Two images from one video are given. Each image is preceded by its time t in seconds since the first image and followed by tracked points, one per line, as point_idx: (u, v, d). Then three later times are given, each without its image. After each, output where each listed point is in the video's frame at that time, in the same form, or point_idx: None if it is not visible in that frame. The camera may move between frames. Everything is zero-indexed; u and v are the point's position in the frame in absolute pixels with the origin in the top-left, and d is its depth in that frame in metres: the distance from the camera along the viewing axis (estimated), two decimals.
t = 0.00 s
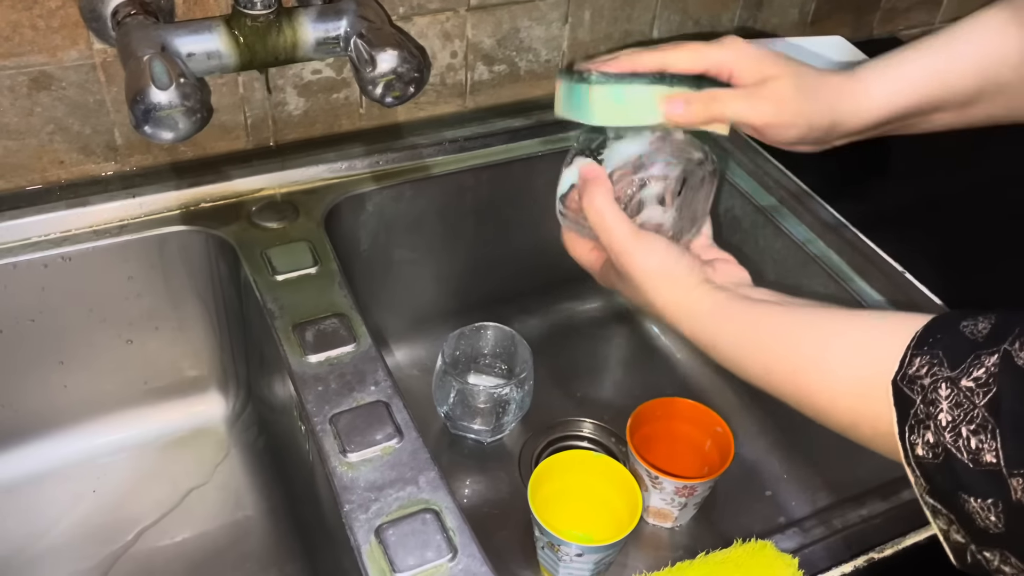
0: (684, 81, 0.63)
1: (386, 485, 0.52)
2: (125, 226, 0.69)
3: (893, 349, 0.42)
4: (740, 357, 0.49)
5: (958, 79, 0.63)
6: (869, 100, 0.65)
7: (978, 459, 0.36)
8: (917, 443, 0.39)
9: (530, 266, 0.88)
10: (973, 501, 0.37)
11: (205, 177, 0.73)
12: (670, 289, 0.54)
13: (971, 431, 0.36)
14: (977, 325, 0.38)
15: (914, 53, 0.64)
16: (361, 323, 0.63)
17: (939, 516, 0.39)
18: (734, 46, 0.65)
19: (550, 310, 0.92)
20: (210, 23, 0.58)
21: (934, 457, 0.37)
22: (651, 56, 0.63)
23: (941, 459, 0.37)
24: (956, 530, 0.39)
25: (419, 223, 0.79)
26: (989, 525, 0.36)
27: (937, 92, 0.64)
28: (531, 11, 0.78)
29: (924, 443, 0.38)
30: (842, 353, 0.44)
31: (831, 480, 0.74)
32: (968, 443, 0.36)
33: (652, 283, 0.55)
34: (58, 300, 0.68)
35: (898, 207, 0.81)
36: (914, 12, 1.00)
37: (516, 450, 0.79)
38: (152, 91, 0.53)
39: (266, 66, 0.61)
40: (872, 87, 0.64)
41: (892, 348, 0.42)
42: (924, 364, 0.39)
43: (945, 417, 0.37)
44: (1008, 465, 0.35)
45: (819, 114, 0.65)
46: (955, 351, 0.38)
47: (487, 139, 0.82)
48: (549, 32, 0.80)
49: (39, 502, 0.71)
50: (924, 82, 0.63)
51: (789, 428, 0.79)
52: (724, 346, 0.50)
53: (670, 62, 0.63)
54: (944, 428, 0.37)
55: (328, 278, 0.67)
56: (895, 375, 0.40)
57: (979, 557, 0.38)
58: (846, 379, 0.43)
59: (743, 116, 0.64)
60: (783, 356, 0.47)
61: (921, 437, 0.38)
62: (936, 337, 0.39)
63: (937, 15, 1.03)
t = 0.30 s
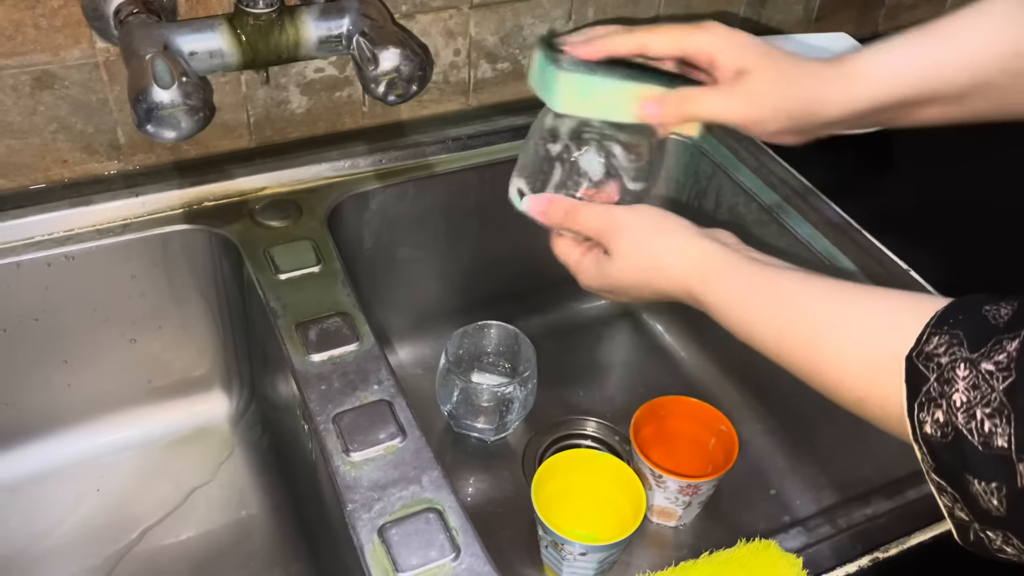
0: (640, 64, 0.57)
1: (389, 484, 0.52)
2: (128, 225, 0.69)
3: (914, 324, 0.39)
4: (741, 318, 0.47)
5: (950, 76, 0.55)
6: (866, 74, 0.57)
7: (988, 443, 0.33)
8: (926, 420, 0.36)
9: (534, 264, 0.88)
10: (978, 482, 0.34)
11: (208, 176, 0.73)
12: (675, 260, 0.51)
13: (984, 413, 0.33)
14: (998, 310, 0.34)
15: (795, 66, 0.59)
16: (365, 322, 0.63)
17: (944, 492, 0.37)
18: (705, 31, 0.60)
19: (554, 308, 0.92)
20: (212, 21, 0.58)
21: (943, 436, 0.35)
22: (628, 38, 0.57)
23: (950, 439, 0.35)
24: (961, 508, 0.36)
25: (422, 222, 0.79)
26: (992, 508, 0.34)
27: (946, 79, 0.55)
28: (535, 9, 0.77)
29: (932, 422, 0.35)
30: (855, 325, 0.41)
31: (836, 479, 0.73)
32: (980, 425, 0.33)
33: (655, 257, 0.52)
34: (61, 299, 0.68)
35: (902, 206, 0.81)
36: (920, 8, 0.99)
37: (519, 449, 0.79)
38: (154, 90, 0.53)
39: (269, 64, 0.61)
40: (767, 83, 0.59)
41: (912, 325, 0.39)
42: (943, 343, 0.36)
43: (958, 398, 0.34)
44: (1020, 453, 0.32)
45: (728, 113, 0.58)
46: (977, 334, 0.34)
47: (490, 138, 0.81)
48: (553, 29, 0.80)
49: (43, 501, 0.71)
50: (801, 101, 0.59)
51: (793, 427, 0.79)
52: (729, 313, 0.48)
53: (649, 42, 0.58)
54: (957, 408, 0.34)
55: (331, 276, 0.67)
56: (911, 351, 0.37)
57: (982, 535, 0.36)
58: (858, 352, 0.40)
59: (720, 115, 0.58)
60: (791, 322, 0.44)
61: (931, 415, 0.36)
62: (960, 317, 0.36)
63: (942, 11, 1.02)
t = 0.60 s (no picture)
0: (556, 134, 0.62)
1: (389, 487, 0.52)
2: (127, 226, 0.68)
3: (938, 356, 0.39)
4: (760, 345, 0.47)
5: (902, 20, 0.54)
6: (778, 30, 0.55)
7: None
8: (956, 457, 0.35)
9: (535, 263, 0.88)
10: (1014, 523, 0.33)
11: (208, 176, 0.73)
12: (704, 261, 0.52)
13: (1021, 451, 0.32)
14: None
15: (680, 20, 0.57)
16: (364, 323, 0.63)
17: (977, 533, 0.35)
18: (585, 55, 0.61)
19: (555, 308, 0.91)
20: (210, 21, 0.58)
21: (976, 473, 0.34)
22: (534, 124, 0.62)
23: (984, 476, 0.34)
24: (995, 549, 0.34)
25: (423, 221, 0.79)
26: None
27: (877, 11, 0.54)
28: (536, 7, 0.77)
29: (963, 457, 0.35)
30: (880, 358, 0.41)
31: (839, 480, 0.73)
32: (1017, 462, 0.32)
33: (684, 254, 0.53)
34: (60, 300, 0.67)
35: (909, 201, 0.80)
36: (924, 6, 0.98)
37: (521, 450, 0.79)
38: (151, 90, 0.52)
39: (267, 64, 0.61)
40: (667, 76, 0.57)
41: (934, 358, 0.39)
42: (975, 376, 0.35)
43: (992, 433, 0.33)
44: None
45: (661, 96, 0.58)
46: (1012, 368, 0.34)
47: (491, 137, 0.81)
48: (554, 28, 0.79)
49: (43, 503, 0.70)
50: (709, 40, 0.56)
51: (796, 428, 0.78)
52: (750, 337, 0.48)
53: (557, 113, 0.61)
54: (991, 444, 0.33)
55: (331, 277, 0.67)
56: (939, 384, 0.37)
57: None
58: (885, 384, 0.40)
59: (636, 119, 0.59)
60: (815, 354, 0.44)
61: (962, 451, 0.35)
62: (991, 349, 0.35)
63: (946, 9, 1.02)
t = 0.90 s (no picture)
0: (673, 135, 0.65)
1: (388, 491, 0.52)
2: (125, 228, 0.68)
3: (938, 398, 0.39)
4: (764, 381, 0.46)
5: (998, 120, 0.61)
6: (874, 145, 0.63)
7: None
8: (963, 508, 0.36)
9: (536, 264, 0.87)
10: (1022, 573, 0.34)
11: (205, 177, 0.72)
12: (696, 303, 0.49)
13: None
14: None
15: (808, 114, 0.63)
16: (363, 325, 0.63)
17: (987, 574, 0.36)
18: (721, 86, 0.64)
19: (556, 309, 0.91)
20: (208, 22, 0.57)
21: (985, 527, 0.35)
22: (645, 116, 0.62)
23: (993, 530, 0.34)
24: None
25: (422, 222, 0.79)
26: None
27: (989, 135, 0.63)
28: (535, 7, 0.76)
29: (971, 510, 0.35)
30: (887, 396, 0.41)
31: (840, 482, 0.73)
32: None
33: (668, 304, 0.50)
34: (58, 303, 0.67)
35: (909, 205, 0.81)
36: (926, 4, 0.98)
37: (521, 451, 0.78)
38: (148, 93, 0.52)
39: (265, 65, 0.60)
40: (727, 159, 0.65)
41: (935, 399, 0.39)
42: (974, 425, 0.35)
43: (997, 488, 0.34)
44: None
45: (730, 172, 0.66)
46: (1011, 416, 0.34)
47: (491, 137, 0.81)
48: (554, 27, 0.79)
49: (41, 505, 0.70)
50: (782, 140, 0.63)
51: (797, 429, 0.78)
52: (757, 374, 0.47)
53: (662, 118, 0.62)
54: (996, 499, 0.34)
55: (330, 279, 0.67)
56: (941, 434, 0.37)
57: None
58: (891, 428, 0.40)
59: (750, 178, 0.65)
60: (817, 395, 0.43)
61: (968, 503, 0.35)
62: (990, 394, 0.35)
63: (948, 7, 1.01)
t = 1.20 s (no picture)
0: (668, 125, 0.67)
1: (385, 496, 0.51)
2: (121, 229, 0.67)
3: (943, 408, 0.37)
4: (766, 382, 0.44)
5: (945, 119, 0.56)
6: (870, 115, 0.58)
7: None
8: (972, 516, 0.35)
9: (534, 264, 0.87)
10: None
11: (202, 178, 0.72)
12: (706, 305, 0.46)
13: None
14: None
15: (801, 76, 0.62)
16: (360, 327, 0.62)
17: None
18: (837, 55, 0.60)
19: (555, 309, 0.90)
20: (203, 22, 0.57)
21: (997, 535, 0.35)
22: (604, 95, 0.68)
23: (1006, 538, 0.34)
24: None
25: (421, 222, 0.78)
26: None
27: (976, 129, 0.55)
28: (533, 6, 0.76)
29: (981, 518, 0.35)
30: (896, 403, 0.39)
31: (840, 483, 0.72)
32: None
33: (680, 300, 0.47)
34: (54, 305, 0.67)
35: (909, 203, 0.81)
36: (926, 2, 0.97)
37: (520, 452, 0.78)
38: (143, 94, 0.51)
39: (261, 66, 0.60)
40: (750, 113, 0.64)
41: (942, 412, 0.37)
42: (984, 433, 0.35)
43: (1010, 496, 0.34)
44: None
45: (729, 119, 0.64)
46: None
47: (490, 137, 0.80)
48: (552, 27, 0.79)
49: (37, 508, 0.70)
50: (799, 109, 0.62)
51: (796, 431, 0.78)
52: (759, 383, 0.44)
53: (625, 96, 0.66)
54: (1009, 507, 0.34)
55: (328, 281, 0.66)
56: (951, 441, 0.37)
57: None
58: (895, 438, 0.39)
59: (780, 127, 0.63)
60: (824, 399, 0.41)
61: (979, 511, 0.35)
62: (1000, 400, 0.35)
63: (948, 5, 1.01)
